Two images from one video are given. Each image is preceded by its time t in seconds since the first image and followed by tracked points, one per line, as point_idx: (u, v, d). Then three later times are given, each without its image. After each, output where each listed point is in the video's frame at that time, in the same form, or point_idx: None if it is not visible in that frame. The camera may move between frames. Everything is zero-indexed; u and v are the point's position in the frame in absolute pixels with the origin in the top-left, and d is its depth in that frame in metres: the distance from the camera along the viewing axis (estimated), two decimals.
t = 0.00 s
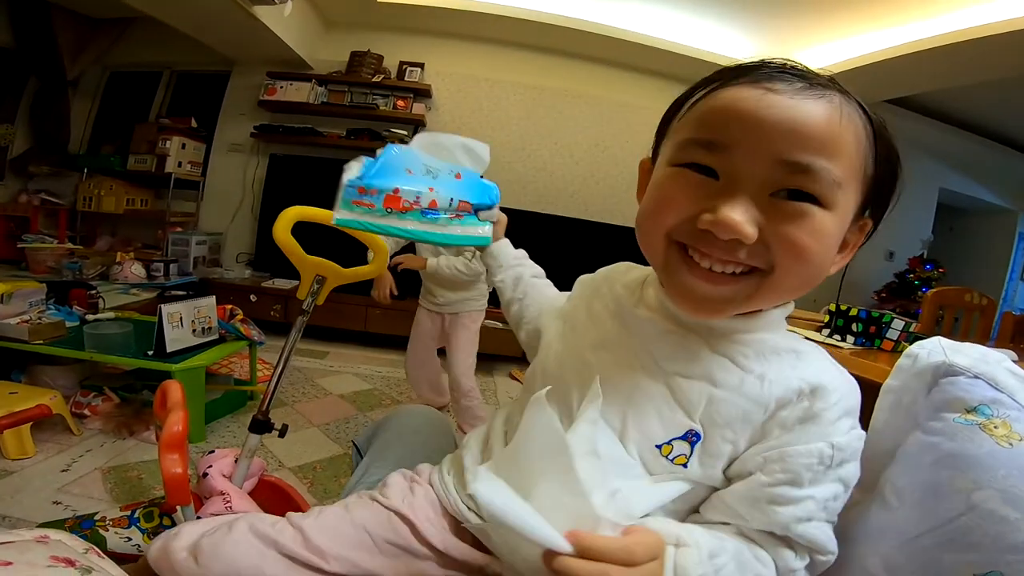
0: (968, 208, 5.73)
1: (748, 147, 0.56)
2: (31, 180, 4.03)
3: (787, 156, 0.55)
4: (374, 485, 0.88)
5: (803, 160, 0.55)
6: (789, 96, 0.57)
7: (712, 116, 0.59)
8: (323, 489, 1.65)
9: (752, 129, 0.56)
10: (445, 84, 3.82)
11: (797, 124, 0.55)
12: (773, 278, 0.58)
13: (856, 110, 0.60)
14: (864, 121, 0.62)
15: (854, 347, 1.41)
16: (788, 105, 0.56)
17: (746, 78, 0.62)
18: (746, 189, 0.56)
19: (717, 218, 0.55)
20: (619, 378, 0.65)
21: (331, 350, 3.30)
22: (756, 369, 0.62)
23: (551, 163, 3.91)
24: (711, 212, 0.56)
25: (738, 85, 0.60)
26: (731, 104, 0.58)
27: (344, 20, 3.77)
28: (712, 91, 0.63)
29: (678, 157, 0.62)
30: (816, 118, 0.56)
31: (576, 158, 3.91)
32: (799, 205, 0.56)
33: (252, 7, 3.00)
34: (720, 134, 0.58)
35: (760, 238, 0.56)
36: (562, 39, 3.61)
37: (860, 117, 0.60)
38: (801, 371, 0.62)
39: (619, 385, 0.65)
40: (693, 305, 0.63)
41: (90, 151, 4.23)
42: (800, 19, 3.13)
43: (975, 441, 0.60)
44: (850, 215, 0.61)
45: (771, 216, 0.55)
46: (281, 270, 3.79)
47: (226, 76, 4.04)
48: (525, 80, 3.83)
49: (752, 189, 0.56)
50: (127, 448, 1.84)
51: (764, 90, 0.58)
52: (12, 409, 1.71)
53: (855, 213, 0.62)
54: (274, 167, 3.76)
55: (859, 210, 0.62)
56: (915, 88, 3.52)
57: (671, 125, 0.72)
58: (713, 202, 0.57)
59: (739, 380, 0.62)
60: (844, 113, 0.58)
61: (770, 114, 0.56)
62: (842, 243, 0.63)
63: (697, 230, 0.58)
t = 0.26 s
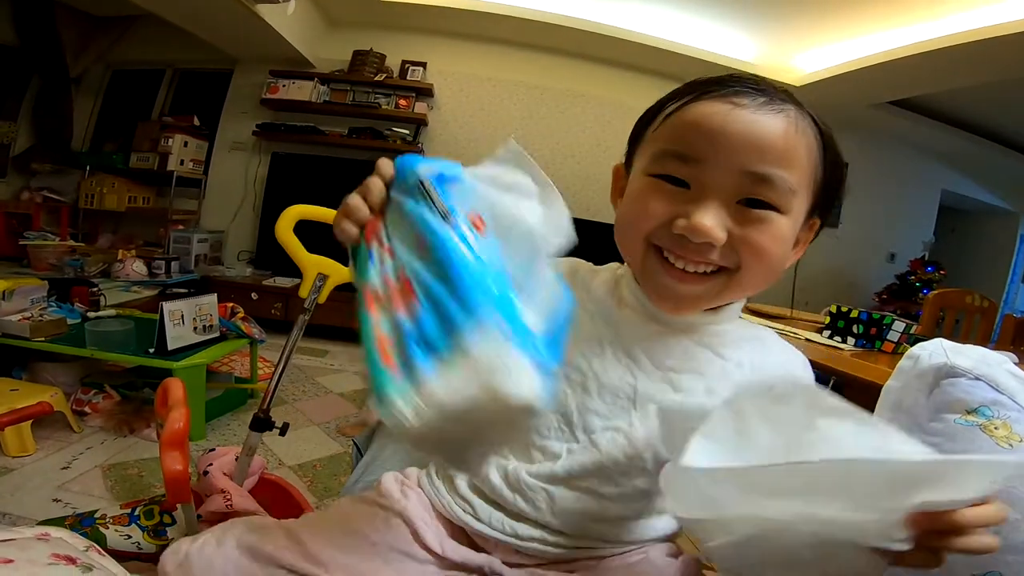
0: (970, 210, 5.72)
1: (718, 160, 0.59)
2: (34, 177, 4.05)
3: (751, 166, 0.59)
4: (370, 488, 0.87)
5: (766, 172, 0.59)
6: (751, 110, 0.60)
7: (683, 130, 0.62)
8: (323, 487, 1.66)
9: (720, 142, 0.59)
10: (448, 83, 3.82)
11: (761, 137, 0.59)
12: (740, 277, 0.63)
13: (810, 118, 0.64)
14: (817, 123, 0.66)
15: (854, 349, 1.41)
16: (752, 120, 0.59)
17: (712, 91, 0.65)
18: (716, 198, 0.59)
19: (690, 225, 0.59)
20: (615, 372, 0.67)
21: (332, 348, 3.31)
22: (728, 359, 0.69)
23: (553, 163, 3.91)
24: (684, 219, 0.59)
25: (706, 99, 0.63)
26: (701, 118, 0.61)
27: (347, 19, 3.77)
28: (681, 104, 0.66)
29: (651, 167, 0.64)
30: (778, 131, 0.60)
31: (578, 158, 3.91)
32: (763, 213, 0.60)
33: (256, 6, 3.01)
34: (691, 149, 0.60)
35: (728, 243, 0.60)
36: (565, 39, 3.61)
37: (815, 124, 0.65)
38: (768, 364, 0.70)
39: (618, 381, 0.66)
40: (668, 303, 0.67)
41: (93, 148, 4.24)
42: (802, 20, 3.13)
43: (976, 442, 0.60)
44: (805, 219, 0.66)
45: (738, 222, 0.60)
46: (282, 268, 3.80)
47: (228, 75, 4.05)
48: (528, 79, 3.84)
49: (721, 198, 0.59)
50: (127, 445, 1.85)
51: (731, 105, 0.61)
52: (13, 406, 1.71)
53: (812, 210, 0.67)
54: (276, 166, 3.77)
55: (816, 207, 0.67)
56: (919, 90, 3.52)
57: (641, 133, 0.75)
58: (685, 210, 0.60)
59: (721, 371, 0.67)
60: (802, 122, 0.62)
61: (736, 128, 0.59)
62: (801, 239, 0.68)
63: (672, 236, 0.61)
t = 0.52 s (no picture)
0: (975, 212, 5.70)
1: (673, 160, 0.59)
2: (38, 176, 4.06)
3: (702, 163, 0.59)
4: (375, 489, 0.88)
5: (717, 169, 0.60)
6: (695, 108, 0.61)
7: (637, 131, 0.61)
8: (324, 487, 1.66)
9: (673, 141, 0.59)
10: (451, 84, 3.83)
11: (709, 135, 0.59)
12: (698, 269, 0.64)
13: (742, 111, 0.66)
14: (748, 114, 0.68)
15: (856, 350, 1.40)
16: (698, 118, 0.60)
17: (656, 90, 0.64)
18: (673, 196, 0.60)
19: (653, 223, 0.59)
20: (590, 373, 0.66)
21: (334, 348, 3.31)
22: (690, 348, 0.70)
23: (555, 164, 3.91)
24: (645, 218, 0.60)
25: (653, 98, 0.63)
26: (652, 118, 0.60)
27: (351, 20, 3.78)
28: (631, 103, 0.64)
29: (606, 169, 0.63)
30: (723, 128, 0.60)
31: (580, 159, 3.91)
32: (714, 208, 0.61)
33: (260, 6, 3.02)
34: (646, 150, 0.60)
35: (686, 238, 0.61)
36: (568, 40, 3.61)
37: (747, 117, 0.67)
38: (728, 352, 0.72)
39: (597, 383, 0.66)
40: (629, 298, 0.68)
41: (97, 148, 4.25)
42: (805, 22, 3.13)
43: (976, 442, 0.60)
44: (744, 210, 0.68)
45: (694, 217, 0.61)
46: (285, 268, 3.81)
47: (232, 75, 4.06)
48: (531, 81, 3.84)
49: (678, 196, 0.60)
50: (129, 444, 1.85)
51: (677, 105, 0.61)
52: (16, 404, 1.72)
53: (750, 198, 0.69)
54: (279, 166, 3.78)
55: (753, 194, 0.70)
56: (923, 91, 3.51)
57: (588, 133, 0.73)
58: (644, 212, 0.60)
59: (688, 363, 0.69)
60: (738, 117, 0.64)
61: (686, 128, 0.59)
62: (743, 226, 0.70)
63: (633, 235, 0.61)
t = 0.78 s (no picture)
0: (980, 213, 5.67)
1: (635, 146, 0.60)
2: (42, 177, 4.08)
3: (664, 147, 0.60)
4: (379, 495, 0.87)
5: (678, 151, 0.60)
6: (650, 97, 0.62)
7: (597, 123, 0.62)
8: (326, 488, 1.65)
9: (631, 128, 0.60)
10: (453, 85, 3.83)
11: (665, 120, 0.60)
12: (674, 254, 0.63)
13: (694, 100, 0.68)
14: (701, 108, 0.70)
15: (862, 351, 1.39)
16: (654, 106, 0.61)
17: (611, 86, 0.66)
18: (640, 181, 0.60)
19: (623, 208, 0.59)
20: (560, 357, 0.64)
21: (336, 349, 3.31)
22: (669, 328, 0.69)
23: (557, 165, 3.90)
24: (615, 205, 0.59)
25: (610, 93, 0.64)
26: (610, 110, 0.62)
27: (353, 21, 3.78)
28: (589, 101, 0.66)
29: (572, 163, 0.64)
30: (678, 113, 0.62)
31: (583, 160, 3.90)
32: (681, 190, 0.61)
33: (262, 7, 3.02)
34: (609, 139, 0.61)
35: (659, 221, 0.60)
36: (570, 41, 3.61)
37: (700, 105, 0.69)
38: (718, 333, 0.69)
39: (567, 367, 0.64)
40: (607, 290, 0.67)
41: (101, 149, 4.26)
42: (809, 22, 3.12)
43: (987, 446, 0.59)
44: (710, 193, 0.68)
45: (663, 201, 0.60)
46: (288, 269, 3.81)
47: (235, 76, 4.06)
48: (533, 81, 3.83)
49: (645, 181, 0.60)
50: (131, 445, 1.85)
51: (632, 95, 0.62)
52: (18, 406, 1.72)
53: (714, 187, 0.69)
54: (281, 167, 3.78)
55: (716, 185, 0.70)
56: (927, 92, 3.49)
57: (556, 137, 0.75)
58: (612, 198, 0.60)
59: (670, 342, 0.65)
60: (692, 104, 0.65)
61: (643, 115, 0.60)
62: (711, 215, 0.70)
63: (605, 224, 0.61)
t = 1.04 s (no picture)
0: (984, 213, 5.65)
1: (611, 142, 0.60)
2: (46, 178, 4.10)
3: (640, 142, 0.60)
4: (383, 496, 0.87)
5: (655, 145, 0.60)
6: (626, 94, 0.63)
7: (574, 123, 0.63)
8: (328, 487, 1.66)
9: (606, 125, 0.60)
10: (455, 85, 3.83)
11: (640, 115, 0.61)
12: (655, 249, 0.63)
13: (673, 95, 0.69)
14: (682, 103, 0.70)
15: (864, 351, 1.39)
16: (628, 102, 0.62)
17: (589, 88, 0.67)
18: (618, 177, 0.60)
19: (601, 204, 0.59)
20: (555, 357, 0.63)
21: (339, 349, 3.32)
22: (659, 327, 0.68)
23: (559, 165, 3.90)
24: (594, 202, 0.59)
25: (588, 93, 0.65)
26: (586, 109, 0.62)
27: (355, 22, 3.79)
28: (570, 102, 0.67)
29: (553, 163, 0.64)
30: (653, 107, 0.62)
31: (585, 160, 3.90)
32: (660, 184, 0.61)
33: (264, 7, 3.03)
34: (585, 137, 0.61)
35: (637, 217, 0.60)
36: (571, 41, 3.61)
37: (679, 100, 0.69)
38: (717, 332, 0.69)
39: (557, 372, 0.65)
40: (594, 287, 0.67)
41: (105, 150, 4.28)
42: (810, 22, 3.11)
43: (986, 444, 0.59)
44: (694, 186, 0.68)
45: (643, 195, 0.60)
46: (290, 269, 3.82)
47: (238, 77, 4.07)
48: (535, 81, 3.84)
49: (623, 177, 0.60)
50: (135, 444, 1.86)
51: (607, 94, 0.63)
52: (22, 405, 1.73)
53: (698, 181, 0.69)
54: (284, 167, 3.79)
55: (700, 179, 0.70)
56: (930, 91, 3.48)
57: (542, 141, 0.76)
58: (591, 195, 0.60)
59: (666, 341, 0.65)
60: (669, 99, 0.66)
61: (617, 111, 0.61)
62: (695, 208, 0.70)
63: (586, 222, 0.61)
